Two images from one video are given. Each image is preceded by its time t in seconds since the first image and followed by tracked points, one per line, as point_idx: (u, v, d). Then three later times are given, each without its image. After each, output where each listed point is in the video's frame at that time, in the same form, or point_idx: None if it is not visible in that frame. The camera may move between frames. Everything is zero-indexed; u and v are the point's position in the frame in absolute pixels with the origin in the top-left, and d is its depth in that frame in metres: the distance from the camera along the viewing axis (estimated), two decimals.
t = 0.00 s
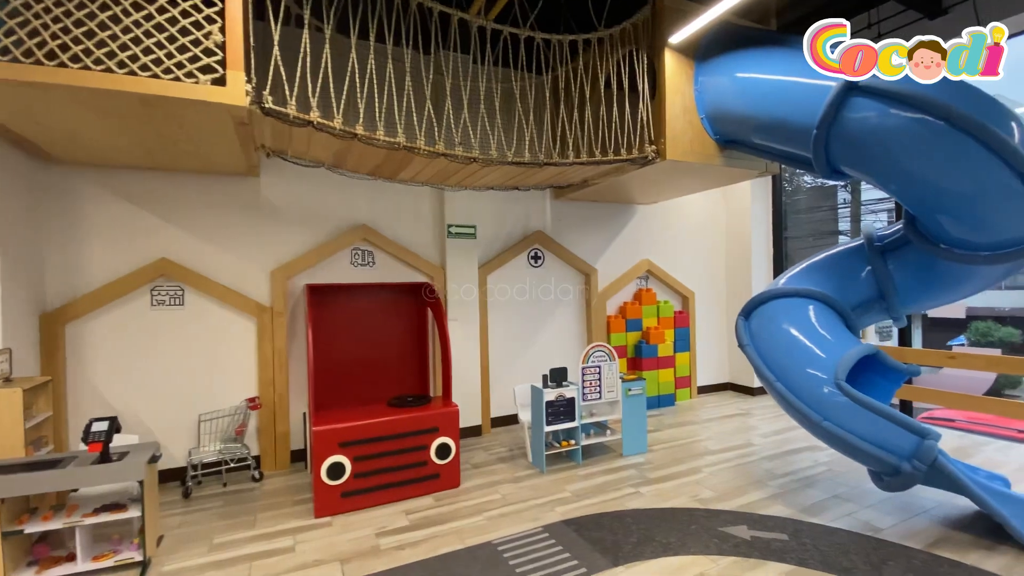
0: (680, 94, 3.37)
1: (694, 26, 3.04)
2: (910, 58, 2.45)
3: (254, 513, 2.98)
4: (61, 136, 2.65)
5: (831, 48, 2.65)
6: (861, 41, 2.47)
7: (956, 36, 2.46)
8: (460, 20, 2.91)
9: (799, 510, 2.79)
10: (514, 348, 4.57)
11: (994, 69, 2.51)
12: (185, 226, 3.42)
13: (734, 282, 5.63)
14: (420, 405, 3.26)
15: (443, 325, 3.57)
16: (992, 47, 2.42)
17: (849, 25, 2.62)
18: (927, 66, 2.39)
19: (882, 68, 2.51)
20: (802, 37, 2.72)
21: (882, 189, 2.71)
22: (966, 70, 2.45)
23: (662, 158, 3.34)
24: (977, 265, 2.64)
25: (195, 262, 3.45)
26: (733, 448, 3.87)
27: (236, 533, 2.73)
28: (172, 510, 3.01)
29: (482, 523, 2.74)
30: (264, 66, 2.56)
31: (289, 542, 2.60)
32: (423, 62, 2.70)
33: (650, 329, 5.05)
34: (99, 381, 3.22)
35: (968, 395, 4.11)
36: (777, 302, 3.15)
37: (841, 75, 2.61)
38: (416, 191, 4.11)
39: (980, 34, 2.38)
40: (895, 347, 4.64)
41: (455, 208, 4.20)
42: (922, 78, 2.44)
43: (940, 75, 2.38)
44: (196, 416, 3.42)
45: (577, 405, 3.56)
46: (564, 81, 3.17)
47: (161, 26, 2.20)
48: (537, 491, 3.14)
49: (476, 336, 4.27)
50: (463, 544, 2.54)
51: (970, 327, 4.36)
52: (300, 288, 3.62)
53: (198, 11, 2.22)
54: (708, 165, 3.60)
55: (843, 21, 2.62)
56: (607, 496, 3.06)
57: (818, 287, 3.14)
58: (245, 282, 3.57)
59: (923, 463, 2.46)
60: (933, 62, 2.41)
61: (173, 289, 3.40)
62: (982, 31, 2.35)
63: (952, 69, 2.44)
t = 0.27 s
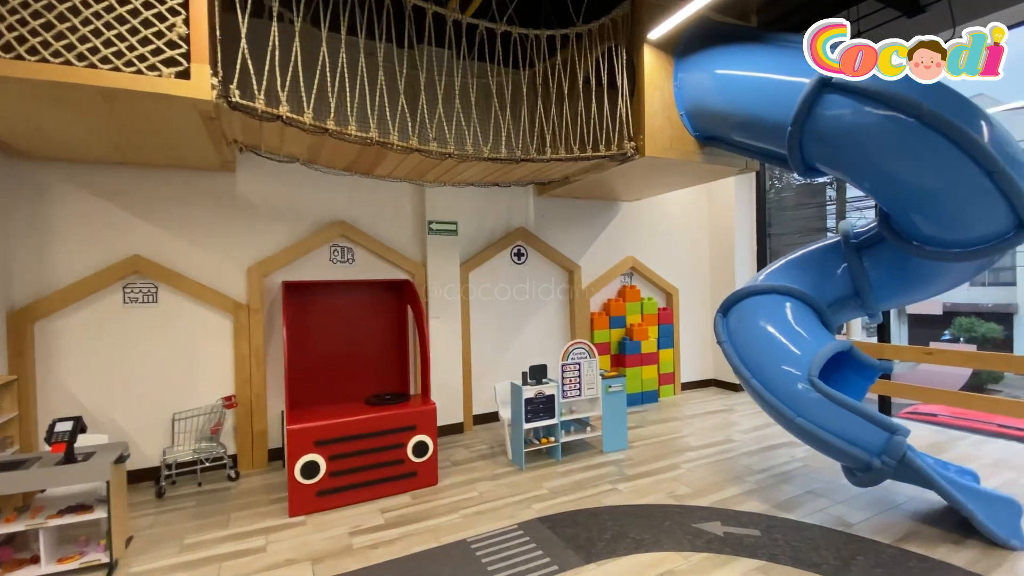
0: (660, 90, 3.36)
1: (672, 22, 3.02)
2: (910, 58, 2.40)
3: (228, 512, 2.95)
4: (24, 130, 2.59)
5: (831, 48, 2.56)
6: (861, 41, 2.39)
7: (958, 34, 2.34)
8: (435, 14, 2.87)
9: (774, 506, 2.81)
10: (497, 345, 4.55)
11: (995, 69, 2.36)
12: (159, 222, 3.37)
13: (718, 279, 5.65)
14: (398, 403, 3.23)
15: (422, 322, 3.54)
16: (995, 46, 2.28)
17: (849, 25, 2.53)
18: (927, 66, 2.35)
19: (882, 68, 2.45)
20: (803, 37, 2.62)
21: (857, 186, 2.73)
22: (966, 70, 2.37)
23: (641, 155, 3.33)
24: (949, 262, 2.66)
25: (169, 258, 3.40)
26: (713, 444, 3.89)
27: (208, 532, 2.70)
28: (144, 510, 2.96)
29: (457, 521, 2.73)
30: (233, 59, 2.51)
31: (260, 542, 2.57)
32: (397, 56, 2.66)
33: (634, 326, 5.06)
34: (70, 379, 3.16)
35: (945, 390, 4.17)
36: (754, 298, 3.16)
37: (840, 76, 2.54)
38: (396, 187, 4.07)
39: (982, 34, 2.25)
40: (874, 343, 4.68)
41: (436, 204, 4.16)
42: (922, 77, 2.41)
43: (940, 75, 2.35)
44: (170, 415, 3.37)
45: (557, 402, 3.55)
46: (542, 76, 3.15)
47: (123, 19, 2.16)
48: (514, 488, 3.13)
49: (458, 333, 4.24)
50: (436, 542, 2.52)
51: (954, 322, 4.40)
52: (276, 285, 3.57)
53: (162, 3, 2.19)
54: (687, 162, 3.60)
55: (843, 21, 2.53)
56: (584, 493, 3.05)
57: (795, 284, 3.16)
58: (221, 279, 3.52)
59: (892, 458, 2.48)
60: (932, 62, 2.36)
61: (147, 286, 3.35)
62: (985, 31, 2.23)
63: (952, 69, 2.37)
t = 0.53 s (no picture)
0: (637, 88, 3.35)
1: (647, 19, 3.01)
2: (909, 58, 2.32)
3: (198, 513, 2.91)
4: None
5: (831, 49, 2.45)
6: (861, 41, 2.29)
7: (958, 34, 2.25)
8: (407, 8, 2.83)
9: (746, 503, 2.82)
10: (478, 343, 4.53)
11: (996, 69, 2.27)
12: (129, 219, 3.31)
13: (700, 276, 5.68)
14: (372, 401, 3.21)
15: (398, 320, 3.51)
16: (995, 46, 2.19)
17: (849, 25, 2.42)
18: (928, 66, 2.27)
19: (881, 68, 2.36)
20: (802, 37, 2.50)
21: (829, 185, 2.74)
22: (966, 71, 2.28)
23: (617, 152, 3.33)
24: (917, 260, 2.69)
25: (140, 256, 3.34)
26: (691, 440, 3.90)
27: (176, 534, 2.67)
28: (112, 511, 2.92)
29: (429, 520, 2.71)
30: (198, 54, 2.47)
31: (228, 543, 2.54)
32: (366, 50, 2.62)
33: (616, 323, 5.06)
34: (37, 379, 3.10)
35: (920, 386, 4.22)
36: (730, 296, 3.17)
37: (840, 77, 2.44)
38: (374, 183, 4.03)
39: (982, 34, 2.14)
40: (851, 340, 4.73)
41: (415, 201, 4.13)
42: (922, 78, 2.34)
43: (940, 75, 2.27)
44: (142, 414, 3.32)
45: (534, 400, 3.54)
46: (518, 72, 3.12)
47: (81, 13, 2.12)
48: (490, 486, 3.12)
49: (438, 331, 4.22)
50: (406, 541, 2.51)
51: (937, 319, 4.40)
52: (250, 283, 3.53)
53: None
54: (665, 159, 3.60)
55: (843, 20, 2.40)
56: (559, 490, 3.05)
57: (770, 281, 3.17)
58: (193, 277, 3.47)
59: (859, 455, 2.49)
60: (932, 62, 2.28)
61: (117, 284, 3.29)
62: (985, 31, 2.13)
63: (952, 70, 2.28)
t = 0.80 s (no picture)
0: (620, 85, 3.33)
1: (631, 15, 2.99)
2: (909, 58, 2.33)
3: (175, 514, 2.87)
4: None
5: (832, 49, 2.44)
6: (861, 41, 2.30)
7: (957, 34, 2.32)
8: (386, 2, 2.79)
9: (726, 501, 2.82)
10: (464, 341, 4.50)
11: (994, 69, 2.35)
12: (105, 216, 3.26)
13: (688, 274, 5.70)
14: (352, 400, 3.18)
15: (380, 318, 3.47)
16: (994, 47, 2.27)
17: (849, 25, 2.42)
18: (928, 66, 2.31)
19: (881, 68, 2.37)
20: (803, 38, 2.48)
21: (810, 182, 2.74)
22: (966, 70, 2.35)
23: (600, 149, 3.32)
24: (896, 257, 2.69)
25: (116, 254, 3.29)
26: (675, 438, 3.90)
27: (151, 535, 2.63)
28: (87, 512, 2.88)
29: (408, 520, 2.69)
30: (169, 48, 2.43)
31: (203, 544, 2.51)
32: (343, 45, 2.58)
33: (603, 321, 5.06)
34: (9, 379, 3.05)
35: (904, 384, 4.25)
36: (712, 293, 3.17)
37: (839, 77, 2.43)
38: (358, 180, 3.99)
39: (982, 35, 2.21)
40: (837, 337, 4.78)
41: (399, 198, 4.09)
42: (921, 78, 2.37)
43: (940, 75, 2.31)
44: (119, 415, 3.27)
45: (517, 399, 3.52)
46: (500, 68, 3.09)
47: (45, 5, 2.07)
48: (471, 485, 3.10)
49: (423, 330, 4.18)
50: (384, 542, 2.48)
51: (926, 316, 4.23)
52: (230, 281, 3.48)
53: None
54: (649, 157, 3.58)
55: (843, 21, 2.41)
56: (541, 489, 3.04)
57: (752, 279, 3.17)
58: (171, 275, 3.43)
59: (837, 453, 2.48)
60: (932, 62, 2.32)
61: (93, 282, 3.24)
62: (985, 32, 2.20)
63: (952, 69, 2.35)
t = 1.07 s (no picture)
0: (605, 82, 3.31)
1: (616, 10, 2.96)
2: (910, 57, 2.28)
3: (152, 516, 2.82)
4: None
5: (831, 49, 2.38)
6: (861, 41, 2.24)
7: (957, 35, 2.28)
8: None
9: (712, 502, 2.78)
10: (452, 341, 4.46)
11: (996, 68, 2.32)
12: (82, 214, 3.19)
13: (679, 273, 5.69)
14: (334, 402, 3.13)
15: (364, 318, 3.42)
16: (994, 47, 2.24)
17: (849, 25, 2.35)
18: (928, 66, 2.27)
19: (881, 68, 2.32)
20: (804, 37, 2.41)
21: (796, 180, 2.70)
22: (966, 70, 2.30)
23: (586, 146, 3.29)
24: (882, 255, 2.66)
25: (94, 252, 3.23)
26: (663, 438, 3.87)
27: (127, 538, 2.58)
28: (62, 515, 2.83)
29: (389, 523, 2.65)
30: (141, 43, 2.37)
31: (178, 548, 2.47)
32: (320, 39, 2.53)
33: (593, 320, 5.03)
34: None
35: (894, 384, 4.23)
36: (699, 292, 3.14)
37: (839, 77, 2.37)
38: (343, 178, 3.94)
39: (982, 35, 2.17)
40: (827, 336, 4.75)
41: (384, 196, 4.04)
42: (921, 78, 2.33)
43: (940, 75, 2.27)
44: (98, 416, 3.22)
45: (503, 399, 3.47)
46: (483, 64, 3.05)
47: None
48: (455, 487, 3.06)
49: (410, 330, 4.13)
50: (362, 545, 2.44)
51: (920, 316, 4.27)
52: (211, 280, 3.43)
53: None
54: (636, 154, 3.55)
55: (843, 20, 2.35)
56: (525, 490, 3.00)
57: (738, 278, 3.15)
58: (151, 274, 3.37)
59: (822, 454, 2.45)
60: (932, 62, 2.29)
61: (71, 282, 3.18)
62: (985, 31, 2.16)
63: (952, 69, 2.31)
